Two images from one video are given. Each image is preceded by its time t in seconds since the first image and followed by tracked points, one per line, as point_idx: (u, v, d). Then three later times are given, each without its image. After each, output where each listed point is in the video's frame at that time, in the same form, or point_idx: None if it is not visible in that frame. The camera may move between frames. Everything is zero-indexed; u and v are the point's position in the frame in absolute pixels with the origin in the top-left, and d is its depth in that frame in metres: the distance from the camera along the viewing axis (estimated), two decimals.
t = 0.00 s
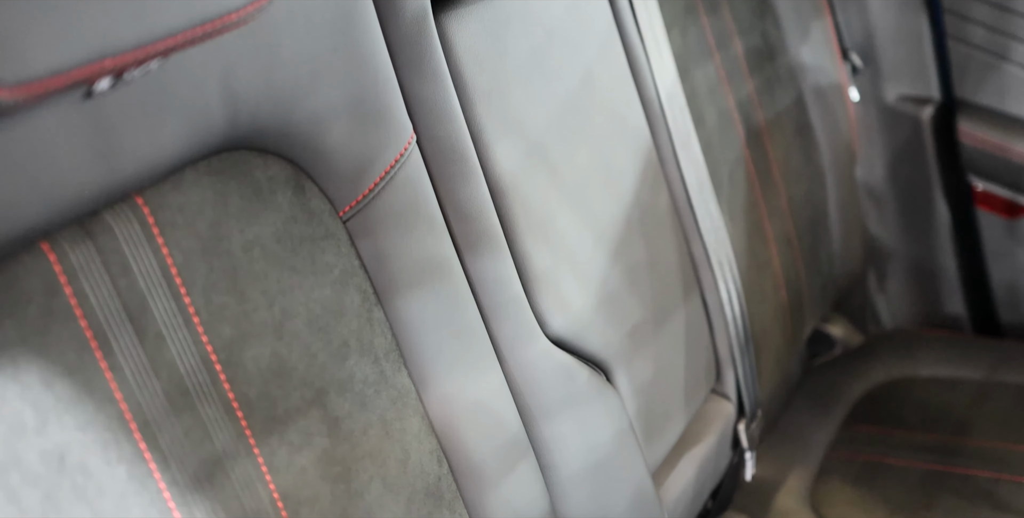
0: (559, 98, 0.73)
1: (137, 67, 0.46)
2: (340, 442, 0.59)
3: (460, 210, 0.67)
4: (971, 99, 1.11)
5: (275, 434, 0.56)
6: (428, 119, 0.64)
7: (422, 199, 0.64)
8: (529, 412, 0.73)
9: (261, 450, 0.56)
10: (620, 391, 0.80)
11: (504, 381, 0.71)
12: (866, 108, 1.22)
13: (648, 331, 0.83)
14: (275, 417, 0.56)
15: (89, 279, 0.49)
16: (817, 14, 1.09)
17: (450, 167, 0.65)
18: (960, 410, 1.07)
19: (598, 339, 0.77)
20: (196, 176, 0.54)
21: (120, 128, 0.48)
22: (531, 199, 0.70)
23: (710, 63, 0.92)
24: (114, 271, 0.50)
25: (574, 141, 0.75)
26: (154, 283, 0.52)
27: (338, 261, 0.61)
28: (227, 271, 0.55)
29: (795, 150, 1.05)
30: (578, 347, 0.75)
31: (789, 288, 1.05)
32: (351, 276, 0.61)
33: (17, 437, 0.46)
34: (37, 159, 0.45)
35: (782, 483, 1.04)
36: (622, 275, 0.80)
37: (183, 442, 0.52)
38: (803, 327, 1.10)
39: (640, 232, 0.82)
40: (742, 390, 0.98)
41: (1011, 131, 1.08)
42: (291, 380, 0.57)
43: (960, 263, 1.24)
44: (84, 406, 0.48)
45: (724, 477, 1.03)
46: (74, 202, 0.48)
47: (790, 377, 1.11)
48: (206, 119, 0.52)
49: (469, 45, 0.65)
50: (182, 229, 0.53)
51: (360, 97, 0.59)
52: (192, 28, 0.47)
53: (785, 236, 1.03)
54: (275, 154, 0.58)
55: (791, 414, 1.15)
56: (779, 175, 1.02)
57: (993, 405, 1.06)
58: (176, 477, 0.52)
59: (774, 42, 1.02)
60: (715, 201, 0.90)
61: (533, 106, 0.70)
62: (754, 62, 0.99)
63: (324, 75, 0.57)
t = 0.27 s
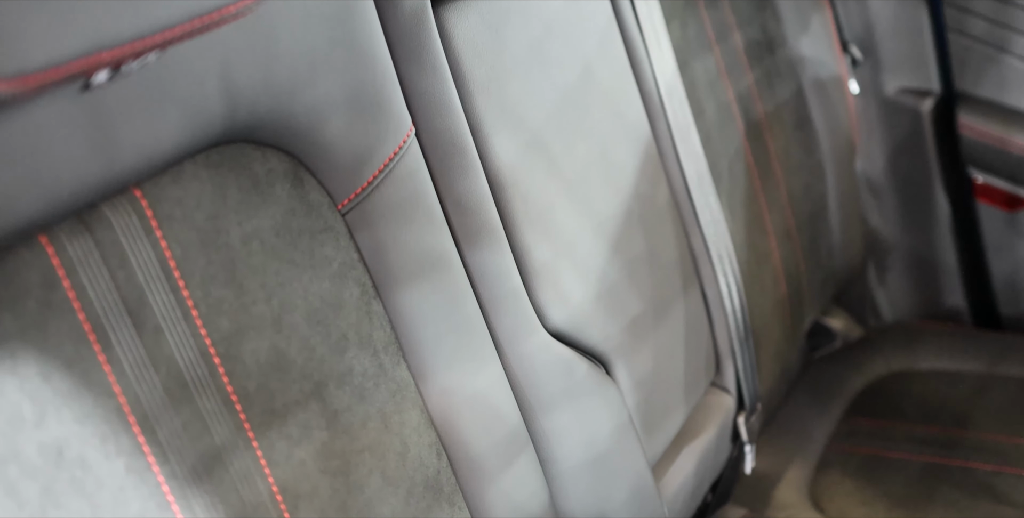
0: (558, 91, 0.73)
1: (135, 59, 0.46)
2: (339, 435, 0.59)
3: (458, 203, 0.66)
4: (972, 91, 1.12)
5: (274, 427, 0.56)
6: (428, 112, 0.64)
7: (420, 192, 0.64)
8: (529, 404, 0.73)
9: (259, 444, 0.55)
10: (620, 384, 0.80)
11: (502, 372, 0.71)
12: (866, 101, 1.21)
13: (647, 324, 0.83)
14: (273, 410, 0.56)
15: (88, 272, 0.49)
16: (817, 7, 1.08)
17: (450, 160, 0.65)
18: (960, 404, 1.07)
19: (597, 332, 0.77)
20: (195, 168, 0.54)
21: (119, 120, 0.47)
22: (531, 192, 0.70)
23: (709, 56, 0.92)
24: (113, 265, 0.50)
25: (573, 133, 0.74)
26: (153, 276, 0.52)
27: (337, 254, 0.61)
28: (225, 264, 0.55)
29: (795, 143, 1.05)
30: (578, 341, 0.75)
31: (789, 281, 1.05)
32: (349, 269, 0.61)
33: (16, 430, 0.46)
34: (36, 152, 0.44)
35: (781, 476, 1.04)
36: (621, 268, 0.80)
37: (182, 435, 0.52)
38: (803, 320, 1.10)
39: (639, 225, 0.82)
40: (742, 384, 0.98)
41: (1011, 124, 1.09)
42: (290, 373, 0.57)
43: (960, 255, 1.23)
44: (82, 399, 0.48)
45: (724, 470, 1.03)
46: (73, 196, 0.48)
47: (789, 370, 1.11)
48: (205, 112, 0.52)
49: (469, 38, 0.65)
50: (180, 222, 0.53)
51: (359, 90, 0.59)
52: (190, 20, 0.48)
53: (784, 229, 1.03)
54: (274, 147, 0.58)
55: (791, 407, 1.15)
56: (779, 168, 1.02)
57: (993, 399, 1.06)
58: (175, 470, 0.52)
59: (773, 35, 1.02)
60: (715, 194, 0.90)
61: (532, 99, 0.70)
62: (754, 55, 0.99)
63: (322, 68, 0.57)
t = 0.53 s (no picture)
0: (557, 84, 0.73)
1: (133, 51, 0.46)
2: (339, 428, 0.59)
3: (457, 195, 0.66)
4: (972, 84, 1.11)
5: (274, 421, 0.56)
6: (428, 105, 0.64)
7: (419, 185, 0.64)
8: (529, 397, 0.73)
9: (259, 437, 0.55)
10: (620, 378, 0.80)
11: (502, 365, 0.70)
12: (866, 94, 1.22)
13: (647, 318, 0.83)
14: (273, 403, 0.56)
15: (86, 266, 0.49)
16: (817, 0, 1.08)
17: (449, 154, 0.65)
18: (959, 398, 1.07)
19: (597, 326, 0.77)
20: (193, 162, 0.53)
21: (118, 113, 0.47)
22: (530, 185, 0.70)
23: (709, 48, 0.92)
24: (111, 258, 0.50)
25: (572, 126, 0.74)
26: (152, 268, 0.51)
27: (336, 247, 0.60)
28: (224, 257, 0.55)
29: (795, 136, 1.05)
30: (578, 334, 0.75)
31: (789, 275, 1.05)
32: (348, 262, 0.61)
33: (15, 424, 0.46)
34: (35, 143, 0.44)
35: (781, 469, 1.04)
36: (621, 261, 0.80)
37: (181, 428, 0.52)
38: (803, 314, 1.10)
39: (639, 218, 0.82)
40: (742, 377, 0.98)
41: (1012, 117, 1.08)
42: (289, 366, 0.57)
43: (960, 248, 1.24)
44: (81, 392, 0.48)
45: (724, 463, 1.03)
46: (71, 188, 0.48)
47: (789, 364, 1.11)
48: (204, 105, 0.52)
49: (467, 31, 0.65)
50: (179, 214, 0.53)
51: (357, 83, 0.59)
52: (189, 13, 0.48)
53: (784, 222, 1.03)
54: (273, 140, 0.57)
55: (792, 401, 1.14)
56: (779, 161, 1.01)
57: (991, 393, 1.06)
58: (174, 463, 0.51)
59: (773, 28, 1.02)
60: (714, 187, 0.90)
61: (531, 92, 0.70)
62: (754, 48, 0.98)
63: (321, 60, 0.57)
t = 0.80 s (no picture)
0: (557, 78, 0.73)
1: (132, 44, 0.46)
2: (339, 422, 0.59)
3: (456, 189, 0.66)
4: (973, 77, 1.12)
5: (274, 415, 0.56)
6: (428, 100, 0.64)
7: (419, 180, 0.64)
8: (529, 391, 0.72)
9: (259, 431, 0.55)
10: (620, 372, 0.80)
11: (502, 360, 0.70)
12: (866, 88, 1.21)
13: (647, 312, 0.83)
14: (273, 397, 0.56)
15: (86, 260, 0.49)
16: None
17: (449, 148, 0.65)
18: (959, 392, 1.07)
19: (598, 320, 0.77)
20: (193, 154, 0.53)
21: (116, 106, 0.47)
22: (530, 179, 0.70)
23: (709, 42, 0.91)
24: (111, 252, 0.50)
25: (572, 120, 0.74)
26: (152, 263, 0.51)
27: (336, 241, 0.60)
28: (224, 251, 0.54)
29: (795, 130, 1.05)
30: (578, 328, 0.75)
31: (789, 269, 1.05)
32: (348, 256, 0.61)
33: (14, 418, 0.46)
34: (34, 136, 0.44)
35: (782, 463, 1.04)
36: (621, 256, 0.80)
37: (181, 422, 0.52)
38: (803, 308, 1.10)
39: (639, 213, 0.82)
40: (742, 371, 0.98)
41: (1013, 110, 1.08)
42: (289, 360, 0.57)
43: (960, 241, 1.24)
44: (81, 386, 0.48)
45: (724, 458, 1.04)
46: (70, 182, 0.47)
47: (790, 359, 1.11)
48: (203, 98, 0.51)
49: (467, 26, 0.64)
50: (179, 208, 0.52)
51: (357, 77, 0.59)
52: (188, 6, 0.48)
53: (785, 216, 1.03)
54: (272, 134, 0.57)
55: (792, 395, 1.14)
56: (779, 155, 1.01)
57: (992, 387, 1.06)
58: (174, 458, 0.51)
59: (773, 22, 1.02)
60: (714, 181, 0.90)
61: (531, 86, 0.70)
62: (754, 42, 0.98)
63: (320, 54, 0.56)
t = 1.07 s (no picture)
0: (557, 73, 0.72)
1: (132, 38, 0.46)
2: (339, 417, 0.59)
3: (456, 184, 0.66)
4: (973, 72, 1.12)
5: (274, 410, 0.56)
6: (428, 94, 0.64)
7: (419, 175, 0.64)
8: (529, 386, 0.73)
9: (259, 426, 0.55)
10: (620, 368, 0.80)
11: (503, 357, 0.70)
12: (865, 83, 1.22)
13: (647, 307, 0.83)
14: (273, 392, 0.56)
15: (85, 254, 0.48)
16: None
17: (449, 142, 0.65)
18: (960, 386, 1.07)
19: (598, 315, 0.77)
20: (192, 149, 0.53)
21: (115, 100, 0.47)
22: (530, 174, 0.70)
23: (709, 36, 0.91)
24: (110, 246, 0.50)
25: (571, 115, 0.74)
26: (151, 257, 0.51)
27: (336, 235, 0.60)
28: (224, 245, 0.54)
29: (795, 125, 1.05)
30: (578, 323, 0.75)
31: (789, 264, 1.05)
32: (348, 251, 0.60)
33: (14, 412, 0.45)
34: (32, 131, 0.44)
35: (782, 458, 1.04)
36: (621, 250, 0.79)
37: (180, 417, 0.52)
38: (803, 303, 1.10)
39: (639, 208, 0.82)
40: (742, 366, 0.98)
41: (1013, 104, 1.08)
42: (289, 354, 0.57)
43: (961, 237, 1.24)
44: (81, 381, 0.48)
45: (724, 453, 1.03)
46: (68, 177, 0.47)
47: (790, 354, 1.11)
48: (202, 92, 0.51)
49: (467, 20, 0.64)
50: (178, 202, 0.52)
51: (356, 71, 0.59)
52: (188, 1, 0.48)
53: (785, 211, 1.03)
54: (272, 128, 0.57)
55: (792, 391, 1.14)
56: (779, 150, 1.01)
57: (993, 380, 1.06)
58: (174, 453, 0.51)
59: (773, 16, 1.02)
60: (714, 176, 0.90)
61: (531, 80, 0.70)
62: (754, 36, 0.98)
63: (320, 47, 0.56)
